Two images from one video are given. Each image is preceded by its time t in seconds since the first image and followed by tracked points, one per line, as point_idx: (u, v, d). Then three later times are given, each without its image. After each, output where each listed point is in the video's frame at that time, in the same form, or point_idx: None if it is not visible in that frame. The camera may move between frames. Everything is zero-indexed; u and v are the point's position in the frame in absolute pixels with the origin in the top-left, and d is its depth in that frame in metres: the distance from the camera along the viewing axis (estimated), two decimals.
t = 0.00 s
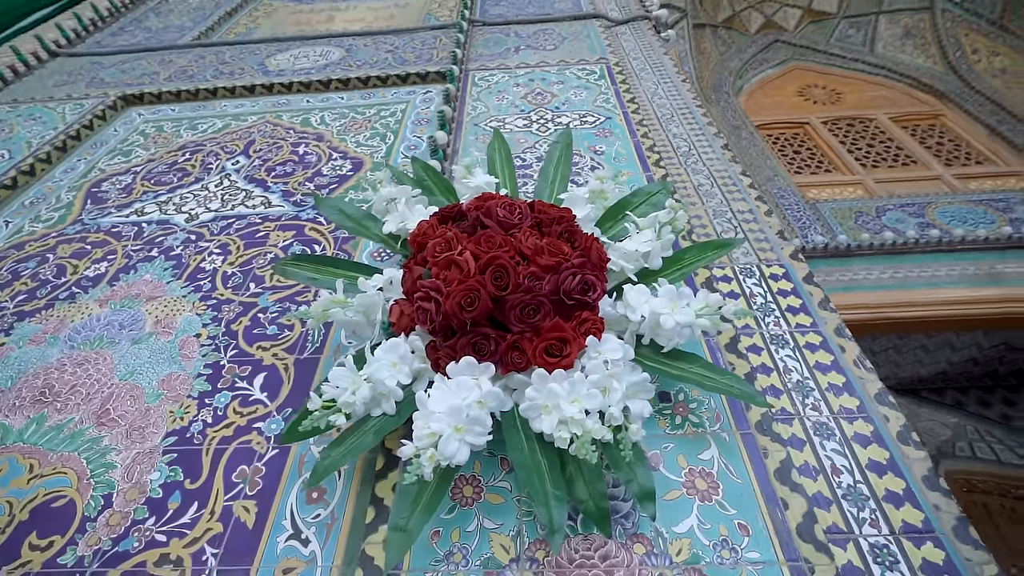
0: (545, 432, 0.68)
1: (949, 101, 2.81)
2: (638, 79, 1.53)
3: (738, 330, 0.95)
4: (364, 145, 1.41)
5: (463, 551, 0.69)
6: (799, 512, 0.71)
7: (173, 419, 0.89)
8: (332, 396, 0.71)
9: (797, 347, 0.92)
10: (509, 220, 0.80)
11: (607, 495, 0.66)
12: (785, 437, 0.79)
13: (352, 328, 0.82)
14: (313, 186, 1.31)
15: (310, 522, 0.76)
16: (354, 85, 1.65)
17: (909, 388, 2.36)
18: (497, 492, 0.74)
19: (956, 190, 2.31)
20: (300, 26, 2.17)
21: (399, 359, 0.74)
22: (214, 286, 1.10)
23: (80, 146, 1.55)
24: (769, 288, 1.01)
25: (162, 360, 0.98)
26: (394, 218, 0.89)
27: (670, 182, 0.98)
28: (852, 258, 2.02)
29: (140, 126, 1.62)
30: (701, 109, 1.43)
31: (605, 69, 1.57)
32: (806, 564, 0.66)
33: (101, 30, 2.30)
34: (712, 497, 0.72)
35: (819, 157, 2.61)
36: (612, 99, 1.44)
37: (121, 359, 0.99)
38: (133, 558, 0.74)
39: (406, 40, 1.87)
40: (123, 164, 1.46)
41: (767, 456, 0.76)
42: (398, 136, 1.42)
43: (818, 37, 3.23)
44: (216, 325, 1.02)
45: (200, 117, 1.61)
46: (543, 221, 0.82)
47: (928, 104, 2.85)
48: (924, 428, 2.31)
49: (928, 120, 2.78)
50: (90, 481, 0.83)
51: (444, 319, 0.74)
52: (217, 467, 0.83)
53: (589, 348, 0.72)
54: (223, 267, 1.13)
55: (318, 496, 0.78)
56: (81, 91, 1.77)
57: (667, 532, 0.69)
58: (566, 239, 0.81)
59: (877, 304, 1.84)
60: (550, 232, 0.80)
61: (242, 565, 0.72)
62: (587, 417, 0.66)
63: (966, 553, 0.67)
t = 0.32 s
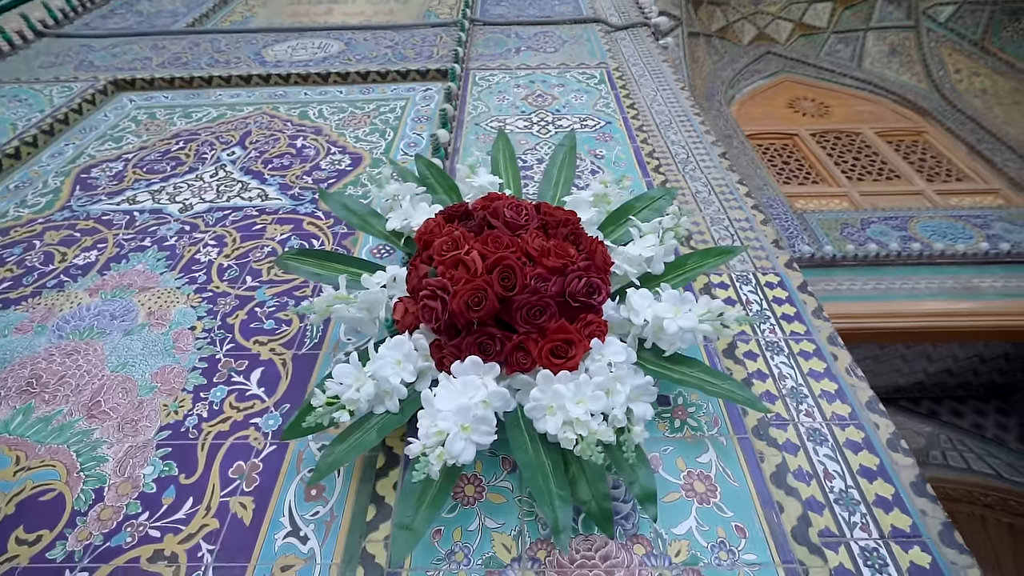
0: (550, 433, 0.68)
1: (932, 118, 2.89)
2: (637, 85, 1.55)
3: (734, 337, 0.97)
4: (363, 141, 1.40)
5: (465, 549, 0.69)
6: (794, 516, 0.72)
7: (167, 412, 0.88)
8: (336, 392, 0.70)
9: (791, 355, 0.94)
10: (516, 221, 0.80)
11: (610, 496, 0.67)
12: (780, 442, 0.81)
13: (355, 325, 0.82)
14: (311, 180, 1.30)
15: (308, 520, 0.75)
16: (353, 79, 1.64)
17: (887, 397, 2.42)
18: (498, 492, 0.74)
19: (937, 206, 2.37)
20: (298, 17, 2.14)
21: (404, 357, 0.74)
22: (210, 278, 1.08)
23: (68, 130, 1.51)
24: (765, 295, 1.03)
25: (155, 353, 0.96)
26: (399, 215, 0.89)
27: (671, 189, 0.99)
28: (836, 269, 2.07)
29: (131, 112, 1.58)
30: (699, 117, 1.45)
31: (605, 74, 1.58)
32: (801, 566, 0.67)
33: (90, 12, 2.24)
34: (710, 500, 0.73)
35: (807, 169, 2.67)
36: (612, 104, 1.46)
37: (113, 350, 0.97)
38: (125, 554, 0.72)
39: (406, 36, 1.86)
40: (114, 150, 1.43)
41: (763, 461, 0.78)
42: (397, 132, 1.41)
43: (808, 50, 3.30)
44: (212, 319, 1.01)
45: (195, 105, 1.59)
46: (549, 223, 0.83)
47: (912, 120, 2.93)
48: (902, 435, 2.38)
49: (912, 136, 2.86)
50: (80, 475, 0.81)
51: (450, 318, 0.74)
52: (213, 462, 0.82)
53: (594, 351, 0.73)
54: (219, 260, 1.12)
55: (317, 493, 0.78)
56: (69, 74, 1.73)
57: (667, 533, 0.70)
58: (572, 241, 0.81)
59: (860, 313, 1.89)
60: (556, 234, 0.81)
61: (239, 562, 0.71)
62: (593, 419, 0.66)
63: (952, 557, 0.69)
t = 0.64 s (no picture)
0: (554, 433, 0.69)
1: (914, 134, 2.97)
2: (636, 91, 1.56)
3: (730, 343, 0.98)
4: (362, 136, 1.40)
5: (466, 549, 0.69)
6: (788, 519, 0.74)
7: (161, 406, 0.86)
8: (340, 389, 0.70)
9: (784, 362, 0.96)
10: (523, 222, 0.81)
11: (612, 498, 0.67)
12: (775, 447, 0.83)
13: (357, 321, 0.81)
14: (308, 173, 1.29)
15: (307, 517, 0.74)
16: (351, 73, 1.63)
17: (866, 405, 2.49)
18: (499, 492, 0.74)
19: (917, 220, 2.44)
20: (295, 7, 2.12)
21: (408, 355, 0.73)
22: (205, 270, 1.07)
23: (55, 113, 1.47)
24: (760, 303, 1.05)
25: (148, 345, 0.94)
26: (402, 212, 0.89)
27: (672, 196, 1.01)
28: (821, 278, 2.12)
29: (122, 97, 1.55)
30: (696, 125, 1.47)
31: (605, 79, 1.60)
32: (795, 568, 0.69)
33: None
34: (707, 502, 0.75)
35: (795, 180, 2.72)
36: (611, 109, 1.47)
37: (103, 341, 0.95)
38: (118, 549, 0.71)
39: (406, 32, 1.85)
40: (104, 136, 1.40)
41: (758, 465, 0.80)
42: (396, 129, 1.41)
43: (797, 63, 3.37)
44: (207, 311, 1.00)
45: (188, 93, 1.56)
46: (555, 225, 0.83)
47: (895, 136, 3.01)
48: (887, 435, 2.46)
49: (895, 151, 2.93)
50: (70, 468, 0.79)
51: (456, 317, 0.74)
52: (209, 457, 0.81)
53: (597, 353, 0.74)
54: (214, 252, 1.10)
55: (315, 490, 0.77)
56: (57, 56, 1.68)
57: (665, 535, 0.71)
58: (577, 244, 0.82)
59: (843, 323, 1.94)
60: (562, 237, 0.81)
61: (236, 559, 0.70)
62: (597, 420, 0.67)
63: (936, 561, 0.71)
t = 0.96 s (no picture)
0: (557, 435, 0.69)
1: (896, 150, 3.05)
2: (634, 96, 1.58)
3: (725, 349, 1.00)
4: (360, 131, 1.39)
5: (467, 548, 0.69)
6: (781, 523, 0.76)
7: (154, 399, 0.85)
8: (344, 386, 0.70)
9: (777, 369, 0.98)
10: (530, 225, 0.81)
11: (614, 500, 0.68)
12: (768, 452, 0.84)
13: (360, 318, 0.81)
14: (306, 167, 1.27)
15: (304, 514, 0.74)
16: (350, 66, 1.61)
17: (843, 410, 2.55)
18: (500, 492, 0.75)
19: (897, 233, 2.51)
20: None
21: (413, 354, 0.73)
22: (199, 262, 1.05)
23: (41, 94, 1.42)
24: (754, 310, 1.08)
25: (140, 336, 0.92)
26: (406, 210, 0.89)
27: (673, 203, 1.02)
28: (804, 286, 2.17)
29: (112, 81, 1.51)
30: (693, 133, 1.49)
31: (604, 83, 1.61)
32: (787, 571, 0.70)
33: None
34: (703, 505, 0.76)
35: (781, 189, 2.77)
36: (610, 114, 1.48)
37: (93, 331, 0.93)
38: (109, 545, 0.69)
39: (405, 27, 1.84)
40: (93, 120, 1.36)
41: (753, 469, 0.81)
42: (395, 125, 1.40)
43: (786, 75, 3.43)
44: (201, 304, 0.98)
45: (181, 80, 1.53)
46: (561, 229, 0.84)
47: (877, 150, 3.09)
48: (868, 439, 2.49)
49: (877, 165, 3.01)
50: (58, 461, 0.77)
51: (462, 317, 0.74)
52: (204, 452, 0.79)
53: (600, 357, 0.74)
54: (208, 243, 1.08)
55: (312, 487, 0.77)
56: (43, 35, 1.63)
57: (662, 537, 0.72)
58: (582, 248, 0.83)
59: (823, 331, 1.98)
60: (568, 241, 0.82)
61: (231, 556, 0.69)
62: (602, 423, 0.68)
63: (920, 565, 0.73)
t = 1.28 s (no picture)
0: (559, 437, 0.70)
1: (879, 164, 3.13)
2: (632, 102, 1.60)
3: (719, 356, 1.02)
4: (358, 125, 1.38)
5: (467, 548, 0.70)
6: (774, 527, 0.77)
7: (145, 392, 0.83)
8: (347, 383, 0.69)
9: (769, 376, 1.00)
10: (535, 228, 0.82)
11: (614, 502, 0.68)
12: (761, 458, 0.86)
13: (362, 316, 0.81)
14: (302, 159, 1.26)
15: (302, 512, 0.73)
16: (348, 59, 1.60)
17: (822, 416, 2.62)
18: (499, 493, 0.75)
19: (878, 245, 2.58)
20: None
21: (416, 353, 0.73)
22: (193, 253, 1.02)
23: (26, 73, 1.37)
24: (747, 318, 1.10)
25: (131, 327, 0.90)
26: (410, 208, 0.88)
27: (672, 210, 1.03)
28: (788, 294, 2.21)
29: (101, 63, 1.48)
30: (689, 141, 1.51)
31: (602, 88, 1.62)
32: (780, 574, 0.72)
33: None
34: (699, 509, 0.77)
35: (768, 198, 2.83)
36: (608, 119, 1.50)
37: (82, 320, 0.90)
38: (99, 541, 0.67)
39: (404, 23, 1.83)
40: (81, 102, 1.33)
41: (747, 474, 0.83)
42: (394, 120, 1.40)
43: (774, 87, 3.50)
44: (195, 295, 0.96)
45: (174, 66, 1.50)
46: (565, 233, 0.84)
47: (860, 164, 3.16)
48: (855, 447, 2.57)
49: (860, 178, 3.08)
50: (45, 453, 0.75)
51: (467, 318, 0.74)
52: (197, 447, 0.78)
53: (602, 361, 0.75)
54: (203, 234, 1.06)
55: (310, 485, 0.76)
56: (28, 12, 1.58)
57: (659, 539, 0.73)
58: (586, 252, 0.83)
59: (807, 338, 2.02)
60: (573, 245, 0.82)
61: (227, 553, 0.68)
62: (605, 426, 0.68)
63: (905, 569, 0.75)
